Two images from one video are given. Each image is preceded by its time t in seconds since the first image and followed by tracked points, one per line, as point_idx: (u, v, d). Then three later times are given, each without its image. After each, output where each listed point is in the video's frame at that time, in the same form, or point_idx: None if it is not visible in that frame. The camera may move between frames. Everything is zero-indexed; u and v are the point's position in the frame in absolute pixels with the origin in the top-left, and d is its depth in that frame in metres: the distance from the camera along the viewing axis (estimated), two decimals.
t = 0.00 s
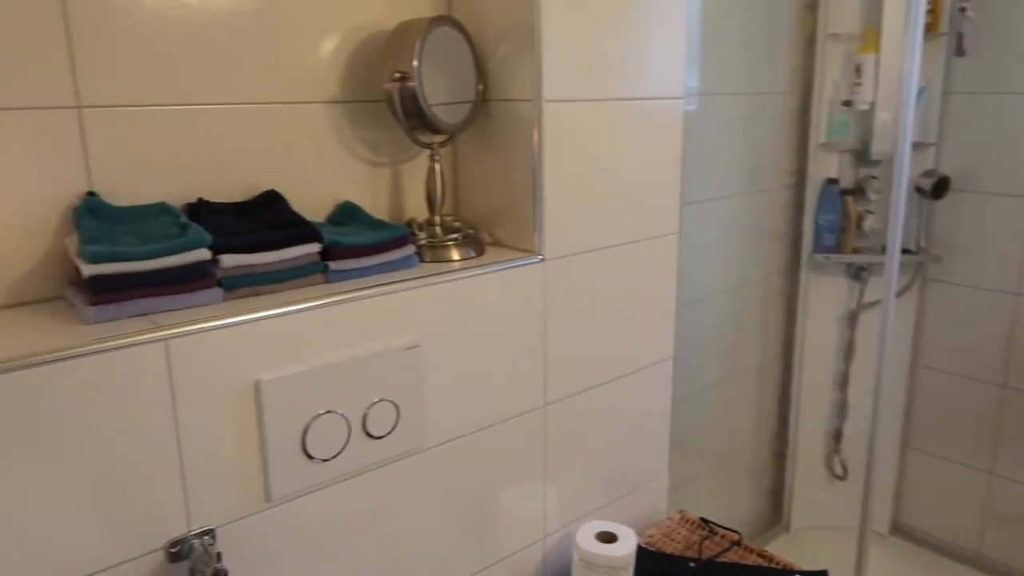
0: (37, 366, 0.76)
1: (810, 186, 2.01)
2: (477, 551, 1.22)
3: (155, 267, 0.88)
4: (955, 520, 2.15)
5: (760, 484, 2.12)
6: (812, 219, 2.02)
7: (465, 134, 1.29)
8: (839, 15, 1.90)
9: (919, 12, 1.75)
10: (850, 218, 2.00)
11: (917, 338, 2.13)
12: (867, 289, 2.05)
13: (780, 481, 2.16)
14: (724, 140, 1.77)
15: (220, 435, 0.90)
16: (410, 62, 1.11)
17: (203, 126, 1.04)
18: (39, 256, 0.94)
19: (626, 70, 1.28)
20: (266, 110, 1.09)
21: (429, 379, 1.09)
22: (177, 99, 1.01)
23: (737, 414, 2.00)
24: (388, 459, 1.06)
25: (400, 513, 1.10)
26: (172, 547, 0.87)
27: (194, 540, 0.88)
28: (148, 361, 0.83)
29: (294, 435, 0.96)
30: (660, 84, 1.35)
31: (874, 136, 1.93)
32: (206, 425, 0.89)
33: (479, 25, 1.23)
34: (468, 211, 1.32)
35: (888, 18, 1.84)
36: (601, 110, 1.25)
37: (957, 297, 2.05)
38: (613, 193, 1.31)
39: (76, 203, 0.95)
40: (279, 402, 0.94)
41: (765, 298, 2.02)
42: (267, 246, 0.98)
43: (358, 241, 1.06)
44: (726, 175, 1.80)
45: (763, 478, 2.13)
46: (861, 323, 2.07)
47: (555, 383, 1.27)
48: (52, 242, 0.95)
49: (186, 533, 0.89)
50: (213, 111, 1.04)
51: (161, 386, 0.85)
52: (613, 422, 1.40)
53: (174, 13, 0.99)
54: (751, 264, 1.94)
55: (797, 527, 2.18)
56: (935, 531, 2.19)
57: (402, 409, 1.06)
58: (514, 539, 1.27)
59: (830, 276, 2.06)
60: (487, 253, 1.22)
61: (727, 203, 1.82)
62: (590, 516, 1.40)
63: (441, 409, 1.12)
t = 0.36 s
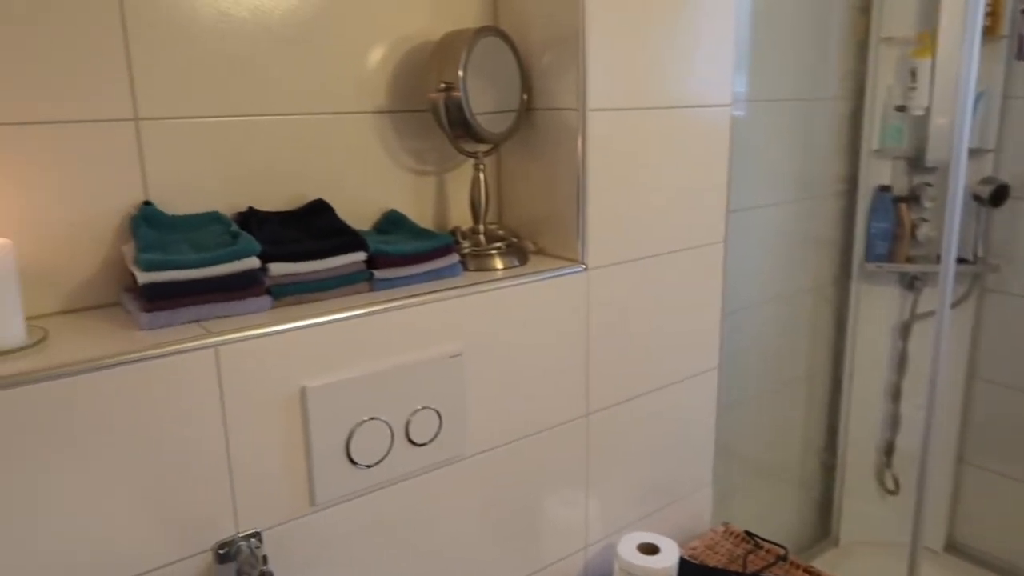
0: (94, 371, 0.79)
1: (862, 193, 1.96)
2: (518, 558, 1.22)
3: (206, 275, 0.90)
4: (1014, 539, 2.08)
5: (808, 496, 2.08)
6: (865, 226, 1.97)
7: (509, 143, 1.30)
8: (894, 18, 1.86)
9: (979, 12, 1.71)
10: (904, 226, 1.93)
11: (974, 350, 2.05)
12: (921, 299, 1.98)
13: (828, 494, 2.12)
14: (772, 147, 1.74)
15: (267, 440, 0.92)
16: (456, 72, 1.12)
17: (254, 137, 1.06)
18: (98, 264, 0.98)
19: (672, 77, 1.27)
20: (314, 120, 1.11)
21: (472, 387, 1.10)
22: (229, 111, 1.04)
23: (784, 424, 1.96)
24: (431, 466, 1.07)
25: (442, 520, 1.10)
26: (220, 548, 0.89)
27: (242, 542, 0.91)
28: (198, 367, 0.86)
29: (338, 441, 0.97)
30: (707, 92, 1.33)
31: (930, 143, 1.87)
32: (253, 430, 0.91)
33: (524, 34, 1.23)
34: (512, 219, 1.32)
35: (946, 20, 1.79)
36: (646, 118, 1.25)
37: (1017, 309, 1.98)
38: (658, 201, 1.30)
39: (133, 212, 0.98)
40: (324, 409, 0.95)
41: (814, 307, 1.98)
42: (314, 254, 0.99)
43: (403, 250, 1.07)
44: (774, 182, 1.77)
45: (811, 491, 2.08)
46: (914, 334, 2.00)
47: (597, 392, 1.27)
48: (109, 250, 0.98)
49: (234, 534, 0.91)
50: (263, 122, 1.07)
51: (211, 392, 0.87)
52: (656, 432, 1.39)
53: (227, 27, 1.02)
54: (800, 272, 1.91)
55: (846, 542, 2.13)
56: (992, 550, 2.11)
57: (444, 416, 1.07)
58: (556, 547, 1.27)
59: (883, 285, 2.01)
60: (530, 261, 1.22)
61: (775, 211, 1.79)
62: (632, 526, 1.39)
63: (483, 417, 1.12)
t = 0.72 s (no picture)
0: (138, 374, 0.81)
1: (904, 203, 1.93)
2: (551, 568, 1.22)
3: (246, 281, 0.92)
4: None
5: (846, 511, 2.04)
6: (908, 236, 1.93)
7: (545, 151, 1.30)
8: (939, 26, 1.82)
9: None
10: (948, 236, 1.89)
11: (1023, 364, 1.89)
12: (966, 312, 1.91)
13: (867, 509, 2.08)
14: (811, 156, 1.72)
15: (304, 444, 0.93)
16: (494, 81, 1.13)
17: (296, 146, 1.08)
18: (142, 269, 1.00)
19: (709, 85, 1.26)
20: (354, 129, 1.13)
21: (506, 395, 1.10)
22: (270, 120, 1.06)
23: (823, 437, 1.93)
24: (464, 473, 1.07)
25: (475, 528, 1.11)
26: (257, 551, 0.91)
27: (278, 545, 0.92)
28: (238, 371, 0.87)
29: (373, 447, 0.98)
30: (747, 101, 1.32)
31: (976, 152, 1.82)
32: (291, 434, 0.92)
33: (562, 44, 1.24)
34: (547, 227, 1.33)
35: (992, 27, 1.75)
36: (682, 126, 1.24)
37: None
38: (696, 211, 1.29)
39: (176, 218, 1.01)
40: (360, 414, 0.96)
41: (854, 318, 1.94)
42: (351, 261, 1.01)
43: (439, 258, 1.08)
44: (813, 192, 1.75)
45: (850, 506, 2.05)
46: (958, 348, 1.93)
47: (632, 402, 1.26)
48: (154, 255, 1.01)
49: (270, 537, 0.92)
50: (303, 130, 1.08)
51: (250, 396, 0.88)
52: (692, 443, 1.37)
53: (270, 38, 1.04)
54: (839, 283, 1.88)
55: (886, 559, 2.08)
56: None
57: (479, 424, 1.07)
58: (589, 558, 1.27)
59: (927, 296, 1.96)
60: (566, 270, 1.22)
61: (814, 221, 1.76)
62: (666, 538, 1.38)
63: (518, 426, 1.12)
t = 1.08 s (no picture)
0: (187, 366, 0.83)
1: (961, 208, 1.85)
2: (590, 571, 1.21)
3: (294, 277, 0.93)
4: None
5: (894, 523, 1.98)
6: (964, 242, 1.84)
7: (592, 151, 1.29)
8: (1001, 25, 1.74)
9: None
10: (1008, 243, 1.80)
11: None
12: None
13: (917, 522, 2.02)
14: (864, 160, 1.68)
15: (347, 439, 0.94)
16: (541, 81, 1.12)
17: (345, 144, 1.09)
18: (194, 264, 1.02)
19: (761, 85, 1.23)
20: (403, 128, 1.13)
21: (548, 396, 1.09)
22: (320, 118, 1.07)
23: (871, 447, 1.88)
24: (505, 474, 1.07)
25: (515, 528, 1.10)
26: (298, 544, 0.92)
27: (319, 539, 0.93)
28: (285, 366, 0.88)
29: (415, 444, 0.98)
30: (799, 102, 1.29)
31: None
32: (334, 429, 0.93)
33: (611, 44, 1.23)
34: (593, 228, 1.32)
35: None
36: (732, 128, 1.22)
37: None
38: (744, 214, 1.27)
39: (227, 214, 1.02)
40: (403, 411, 0.97)
41: (906, 326, 1.89)
42: (397, 260, 1.01)
43: (483, 257, 1.07)
44: (865, 196, 1.70)
45: (898, 518, 1.99)
46: (1016, 360, 1.82)
47: (675, 407, 1.24)
48: (204, 250, 1.02)
49: (312, 531, 0.93)
50: (352, 129, 1.09)
51: (296, 391, 0.90)
52: (736, 451, 1.35)
53: (320, 37, 1.05)
54: (891, 290, 1.83)
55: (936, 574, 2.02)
56: None
57: (520, 424, 1.07)
58: (629, 562, 1.25)
59: (983, 306, 1.86)
60: (610, 271, 1.21)
61: (866, 226, 1.72)
62: (708, 546, 1.35)
63: (559, 427, 1.12)
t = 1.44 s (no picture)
0: (224, 354, 0.84)
1: (1010, 206, 1.78)
2: (620, 567, 1.21)
3: (330, 268, 0.94)
4: None
5: (935, 528, 1.94)
6: (1012, 242, 1.77)
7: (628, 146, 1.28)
8: None
9: None
10: None
11: None
12: None
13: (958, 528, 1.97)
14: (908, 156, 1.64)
15: (380, 430, 0.95)
16: (578, 75, 1.12)
17: (383, 137, 1.10)
18: (232, 255, 1.04)
19: (802, 79, 1.21)
20: (440, 121, 1.14)
21: (580, 390, 1.09)
22: (358, 112, 1.08)
23: (911, 450, 1.84)
24: (536, 467, 1.07)
25: (544, 521, 1.10)
26: (331, 531, 0.94)
27: (351, 526, 0.95)
28: (321, 355, 0.90)
29: (447, 436, 0.99)
30: (842, 96, 1.27)
31: None
32: (367, 419, 0.94)
33: (649, 38, 1.21)
34: (628, 223, 1.31)
35: None
36: (771, 122, 1.20)
37: None
38: (782, 210, 1.25)
39: (265, 206, 1.04)
40: (435, 403, 0.97)
41: (950, 327, 1.84)
42: (431, 252, 1.02)
43: (518, 251, 1.08)
44: (909, 193, 1.66)
45: (939, 523, 1.95)
46: None
47: (709, 404, 1.23)
48: (242, 241, 1.04)
49: (345, 519, 0.95)
50: (388, 122, 1.10)
51: (330, 380, 0.91)
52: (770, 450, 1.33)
53: (358, 31, 1.05)
54: (934, 289, 1.79)
55: None
56: None
57: (552, 418, 1.07)
58: (659, 559, 1.25)
59: None
60: (645, 267, 1.21)
61: (909, 223, 1.68)
62: (740, 545, 1.34)
63: (591, 422, 1.11)
